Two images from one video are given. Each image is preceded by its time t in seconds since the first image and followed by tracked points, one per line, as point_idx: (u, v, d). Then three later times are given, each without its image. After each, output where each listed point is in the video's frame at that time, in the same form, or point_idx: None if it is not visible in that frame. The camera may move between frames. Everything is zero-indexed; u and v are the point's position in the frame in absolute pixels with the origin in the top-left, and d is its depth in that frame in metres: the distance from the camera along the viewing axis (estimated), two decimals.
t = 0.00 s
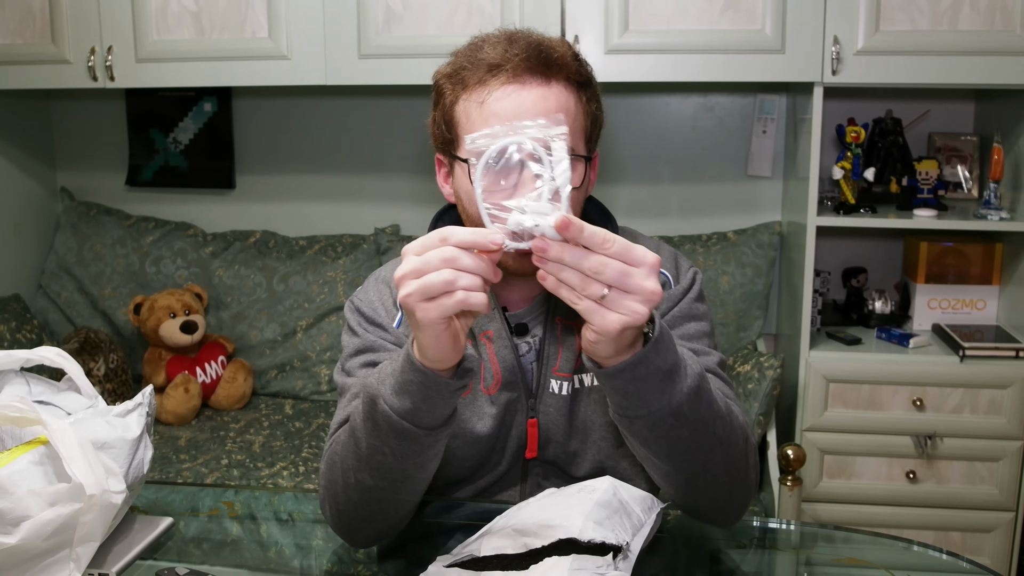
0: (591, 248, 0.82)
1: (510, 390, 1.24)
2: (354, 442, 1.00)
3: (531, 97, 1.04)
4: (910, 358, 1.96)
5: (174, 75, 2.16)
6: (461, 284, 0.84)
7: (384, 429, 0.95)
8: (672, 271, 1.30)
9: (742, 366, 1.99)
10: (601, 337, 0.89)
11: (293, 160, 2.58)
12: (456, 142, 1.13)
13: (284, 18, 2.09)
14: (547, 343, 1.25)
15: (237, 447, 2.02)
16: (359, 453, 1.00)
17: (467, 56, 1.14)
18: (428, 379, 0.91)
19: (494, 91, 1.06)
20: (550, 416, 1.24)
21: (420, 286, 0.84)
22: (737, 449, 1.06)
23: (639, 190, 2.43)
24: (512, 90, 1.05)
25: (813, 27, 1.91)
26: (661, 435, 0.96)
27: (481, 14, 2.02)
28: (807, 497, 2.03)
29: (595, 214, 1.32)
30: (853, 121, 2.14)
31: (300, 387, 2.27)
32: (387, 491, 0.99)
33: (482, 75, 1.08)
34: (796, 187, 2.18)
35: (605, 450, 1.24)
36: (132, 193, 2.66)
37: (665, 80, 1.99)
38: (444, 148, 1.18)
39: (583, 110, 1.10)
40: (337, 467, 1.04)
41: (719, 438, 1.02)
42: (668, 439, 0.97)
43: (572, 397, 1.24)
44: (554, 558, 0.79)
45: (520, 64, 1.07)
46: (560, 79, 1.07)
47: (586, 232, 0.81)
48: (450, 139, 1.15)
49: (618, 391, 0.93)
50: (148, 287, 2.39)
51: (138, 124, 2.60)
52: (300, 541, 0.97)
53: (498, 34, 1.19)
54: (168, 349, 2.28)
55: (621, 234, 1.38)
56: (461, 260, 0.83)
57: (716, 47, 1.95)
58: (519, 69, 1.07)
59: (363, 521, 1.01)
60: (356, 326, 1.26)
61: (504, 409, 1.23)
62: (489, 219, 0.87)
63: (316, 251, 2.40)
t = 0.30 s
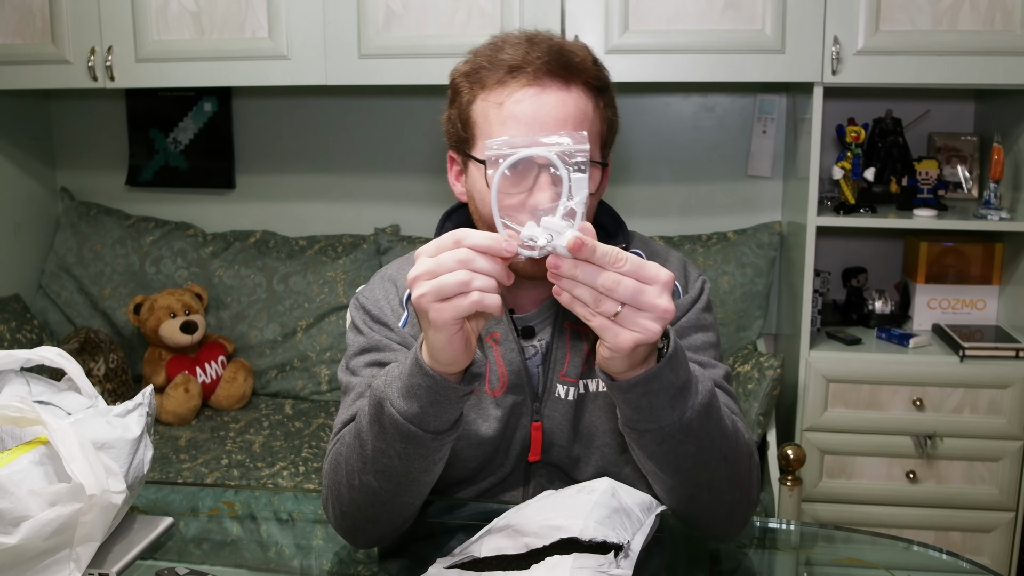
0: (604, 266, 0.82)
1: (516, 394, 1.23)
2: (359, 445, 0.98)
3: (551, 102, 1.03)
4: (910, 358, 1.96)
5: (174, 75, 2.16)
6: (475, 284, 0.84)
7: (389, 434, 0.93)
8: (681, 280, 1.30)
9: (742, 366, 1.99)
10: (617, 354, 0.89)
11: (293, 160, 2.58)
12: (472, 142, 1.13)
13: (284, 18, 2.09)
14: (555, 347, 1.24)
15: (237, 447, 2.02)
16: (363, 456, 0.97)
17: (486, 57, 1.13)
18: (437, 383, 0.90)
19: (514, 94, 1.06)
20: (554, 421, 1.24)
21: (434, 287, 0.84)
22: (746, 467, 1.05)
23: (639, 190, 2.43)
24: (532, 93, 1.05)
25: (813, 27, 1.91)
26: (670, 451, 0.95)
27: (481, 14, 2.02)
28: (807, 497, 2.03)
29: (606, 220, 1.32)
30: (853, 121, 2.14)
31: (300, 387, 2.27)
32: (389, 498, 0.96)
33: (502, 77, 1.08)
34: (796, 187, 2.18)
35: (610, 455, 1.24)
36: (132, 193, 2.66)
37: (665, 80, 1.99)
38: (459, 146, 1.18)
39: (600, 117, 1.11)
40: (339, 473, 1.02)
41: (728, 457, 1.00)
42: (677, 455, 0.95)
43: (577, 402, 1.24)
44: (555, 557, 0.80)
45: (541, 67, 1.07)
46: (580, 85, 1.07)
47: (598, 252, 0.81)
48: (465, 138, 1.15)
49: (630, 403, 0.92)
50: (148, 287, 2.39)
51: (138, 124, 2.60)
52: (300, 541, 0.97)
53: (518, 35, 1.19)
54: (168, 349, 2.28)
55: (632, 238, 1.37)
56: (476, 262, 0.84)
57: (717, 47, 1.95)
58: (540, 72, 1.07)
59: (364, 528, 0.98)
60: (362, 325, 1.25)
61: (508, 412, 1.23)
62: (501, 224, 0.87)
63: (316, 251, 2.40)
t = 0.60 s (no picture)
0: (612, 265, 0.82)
1: (518, 395, 1.23)
2: (361, 447, 0.98)
3: (565, 108, 1.04)
4: (910, 358, 1.96)
5: (174, 75, 2.16)
6: (476, 283, 0.84)
7: (391, 439, 0.94)
8: (686, 285, 1.31)
9: (742, 366, 1.99)
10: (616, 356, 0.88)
11: (293, 159, 2.58)
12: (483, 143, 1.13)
13: (284, 18, 2.09)
14: (558, 349, 1.24)
15: (237, 447, 2.02)
16: (365, 458, 0.98)
17: (503, 58, 1.13)
18: (438, 389, 0.90)
19: (528, 96, 1.06)
20: (556, 422, 1.24)
21: (435, 288, 0.84)
22: (747, 472, 1.05)
23: (639, 190, 2.43)
24: (546, 97, 1.05)
25: (813, 27, 1.91)
26: (670, 455, 0.95)
27: (481, 14, 2.02)
28: (807, 497, 2.03)
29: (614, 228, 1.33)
30: (853, 120, 2.14)
31: (300, 387, 2.27)
32: (390, 502, 0.97)
33: (517, 78, 1.08)
34: (796, 187, 2.18)
35: (612, 457, 1.24)
36: (132, 193, 2.66)
37: (666, 80, 1.99)
38: (471, 146, 1.18)
39: (612, 123, 1.11)
40: (340, 476, 1.02)
41: (728, 463, 1.00)
42: (677, 459, 0.96)
43: (580, 404, 1.25)
44: (556, 559, 0.80)
45: (557, 71, 1.07)
46: (594, 91, 1.08)
47: (612, 249, 0.80)
48: (477, 138, 1.15)
49: (631, 409, 0.92)
50: (148, 287, 2.39)
51: (138, 124, 2.60)
52: (300, 541, 0.97)
53: (535, 38, 1.19)
54: (168, 349, 2.28)
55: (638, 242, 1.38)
56: (476, 261, 0.84)
57: (717, 47, 1.95)
58: (555, 76, 1.07)
59: (365, 531, 0.98)
60: (365, 323, 1.25)
61: (510, 412, 1.22)
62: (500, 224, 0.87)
63: (316, 251, 2.40)
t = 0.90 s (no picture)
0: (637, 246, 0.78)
1: (520, 388, 1.23)
2: (358, 422, 0.99)
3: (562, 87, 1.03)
4: (910, 358, 1.96)
5: (173, 75, 2.16)
6: (485, 262, 0.78)
7: (389, 419, 0.94)
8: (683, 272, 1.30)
9: (742, 366, 1.98)
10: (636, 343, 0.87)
11: (293, 159, 2.58)
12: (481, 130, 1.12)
13: (284, 18, 2.09)
14: (558, 341, 1.24)
15: (236, 447, 2.02)
16: (361, 434, 0.98)
17: (499, 45, 1.13)
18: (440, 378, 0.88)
19: (524, 79, 1.06)
20: (557, 415, 1.24)
21: (443, 265, 0.79)
22: (761, 448, 1.05)
23: (639, 190, 2.43)
24: (542, 80, 1.05)
25: (813, 27, 1.91)
26: (688, 440, 0.96)
27: (481, 14, 2.02)
28: (807, 497, 2.03)
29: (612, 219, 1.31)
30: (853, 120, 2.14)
31: (300, 387, 2.26)
32: (381, 476, 0.99)
33: (513, 64, 1.08)
34: (796, 187, 2.18)
35: (614, 449, 1.24)
36: (132, 192, 2.66)
37: (665, 80, 1.99)
38: (470, 135, 1.18)
39: (610, 107, 1.10)
40: (338, 440, 1.04)
41: (743, 438, 1.01)
42: (694, 442, 0.96)
43: (580, 395, 1.25)
44: (557, 558, 0.80)
45: (552, 56, 1.08)
46: (590, 74, 1.08)
47: (632, 228, 0.77)
48: (475, 126, 1.15)
49: (644, 396, 0.92)
50: (148, 287, 2.39)
51: (138, 124, 2.60)
52: (300, 541, 0.96)
53: (531, 27, 1.19)
54: (168, 349, 2.28)
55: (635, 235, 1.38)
56: (484, 236, 0.78)
57: (717, 47, 1.95)
58: (550, 60, 1.08)
59: (359, 498, 1.03)
60: (371, 307, 1.25)
61: (511, 406, 1.22)
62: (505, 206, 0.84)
63: (315, 251, 2.39)
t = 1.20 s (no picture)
0: (606, 255, 0.73)
1: (520, 388, 1.24)
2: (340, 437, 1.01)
3: (548, 83, 1.07)
4: (910, 358, 1.96)
5: (173, 75, 2.16)
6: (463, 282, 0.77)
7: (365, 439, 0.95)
8: (681, 270, 1.31)
9: (742, 366, 1.98)
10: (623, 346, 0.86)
11: (293, 159, 2.58)
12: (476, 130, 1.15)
13: (284, 18, 2.09)
14: (559, 340, 1.25)
15: (236, 447, 2.02)
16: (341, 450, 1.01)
17: (487, 45, 1.16)
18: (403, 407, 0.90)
19: (512, 76, 1.09)
20: (558, 414, 1.25)
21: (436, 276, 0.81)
22: (761, 439, 1.06)
23: (639, 190, 2.43)
24: (531, 78, 1.08)
25: (813, 26, 1.91)
26: (696, 443, 0.96)
27: (481, 13, 2.02)
28: (807, 497, 2.02)
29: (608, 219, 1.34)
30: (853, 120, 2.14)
31: (300, 387, 2.26)
32: (361, 489, 1.00)
33: (501, 62, 1.11)
34: (796, 187, 2.18)
35: (615, 446, 1.24)
36: (132, 192, 2.66)
37: (665, 80, 1.99)
38: (463, 136, 1.21)
39: (599, 102, 1.13)
40: (326, 444, 1.06)
41: (745, 433, 1.01)
42: (700, 444, 0.96)
43: (581, 394, 1.25)
44: (557, 559, 0.80)
45: (538, 51, 1.11)
46: (577, 69, 1.10)
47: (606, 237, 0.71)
48: (467, 126, 1.18)
49: (648, 402, 0.92)
50: (148, 287, 2.38)
51: (138, 124, 2.60)
52: (300, 541, 0.96)
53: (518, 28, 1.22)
54: (168, 349, 2.28)
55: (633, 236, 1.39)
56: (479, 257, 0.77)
57: (717, 47, 1.95)
58: (537, 56, 1.10)
59: (349, 500, 1.03)
60: (368, 308, 1.25)
61: (512, 406, 1.23)
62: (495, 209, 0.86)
63: (315, 250, 2.39)
